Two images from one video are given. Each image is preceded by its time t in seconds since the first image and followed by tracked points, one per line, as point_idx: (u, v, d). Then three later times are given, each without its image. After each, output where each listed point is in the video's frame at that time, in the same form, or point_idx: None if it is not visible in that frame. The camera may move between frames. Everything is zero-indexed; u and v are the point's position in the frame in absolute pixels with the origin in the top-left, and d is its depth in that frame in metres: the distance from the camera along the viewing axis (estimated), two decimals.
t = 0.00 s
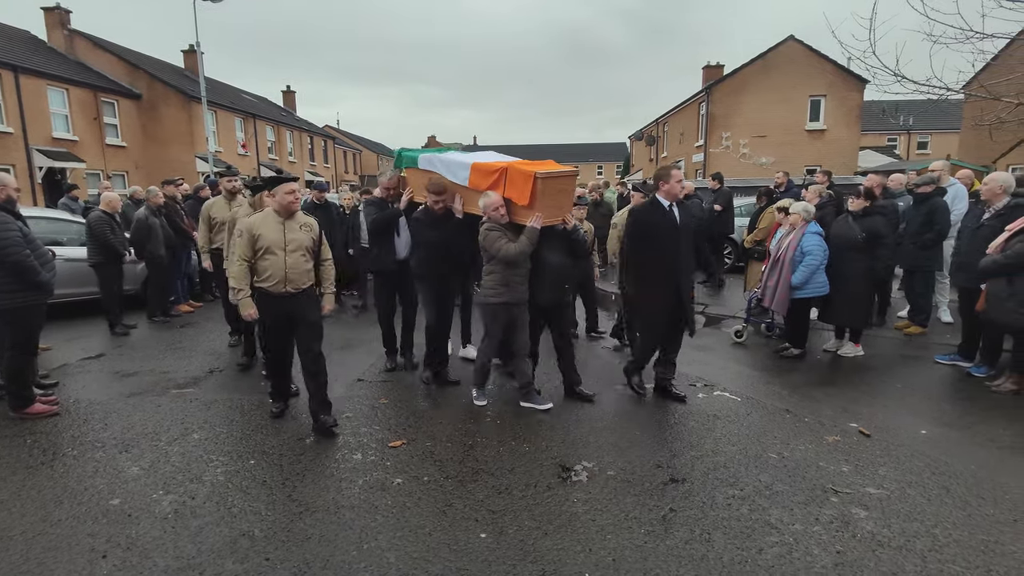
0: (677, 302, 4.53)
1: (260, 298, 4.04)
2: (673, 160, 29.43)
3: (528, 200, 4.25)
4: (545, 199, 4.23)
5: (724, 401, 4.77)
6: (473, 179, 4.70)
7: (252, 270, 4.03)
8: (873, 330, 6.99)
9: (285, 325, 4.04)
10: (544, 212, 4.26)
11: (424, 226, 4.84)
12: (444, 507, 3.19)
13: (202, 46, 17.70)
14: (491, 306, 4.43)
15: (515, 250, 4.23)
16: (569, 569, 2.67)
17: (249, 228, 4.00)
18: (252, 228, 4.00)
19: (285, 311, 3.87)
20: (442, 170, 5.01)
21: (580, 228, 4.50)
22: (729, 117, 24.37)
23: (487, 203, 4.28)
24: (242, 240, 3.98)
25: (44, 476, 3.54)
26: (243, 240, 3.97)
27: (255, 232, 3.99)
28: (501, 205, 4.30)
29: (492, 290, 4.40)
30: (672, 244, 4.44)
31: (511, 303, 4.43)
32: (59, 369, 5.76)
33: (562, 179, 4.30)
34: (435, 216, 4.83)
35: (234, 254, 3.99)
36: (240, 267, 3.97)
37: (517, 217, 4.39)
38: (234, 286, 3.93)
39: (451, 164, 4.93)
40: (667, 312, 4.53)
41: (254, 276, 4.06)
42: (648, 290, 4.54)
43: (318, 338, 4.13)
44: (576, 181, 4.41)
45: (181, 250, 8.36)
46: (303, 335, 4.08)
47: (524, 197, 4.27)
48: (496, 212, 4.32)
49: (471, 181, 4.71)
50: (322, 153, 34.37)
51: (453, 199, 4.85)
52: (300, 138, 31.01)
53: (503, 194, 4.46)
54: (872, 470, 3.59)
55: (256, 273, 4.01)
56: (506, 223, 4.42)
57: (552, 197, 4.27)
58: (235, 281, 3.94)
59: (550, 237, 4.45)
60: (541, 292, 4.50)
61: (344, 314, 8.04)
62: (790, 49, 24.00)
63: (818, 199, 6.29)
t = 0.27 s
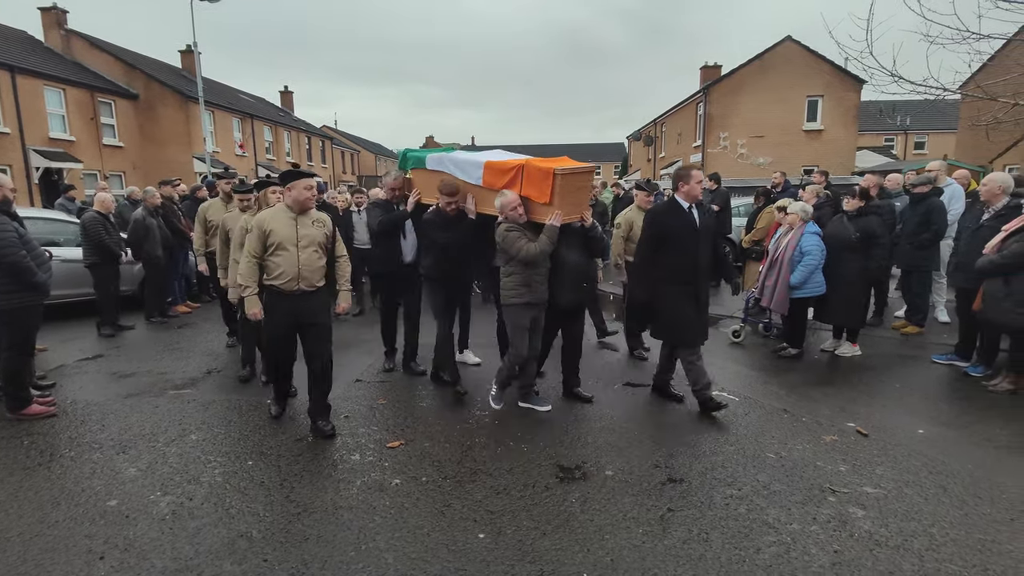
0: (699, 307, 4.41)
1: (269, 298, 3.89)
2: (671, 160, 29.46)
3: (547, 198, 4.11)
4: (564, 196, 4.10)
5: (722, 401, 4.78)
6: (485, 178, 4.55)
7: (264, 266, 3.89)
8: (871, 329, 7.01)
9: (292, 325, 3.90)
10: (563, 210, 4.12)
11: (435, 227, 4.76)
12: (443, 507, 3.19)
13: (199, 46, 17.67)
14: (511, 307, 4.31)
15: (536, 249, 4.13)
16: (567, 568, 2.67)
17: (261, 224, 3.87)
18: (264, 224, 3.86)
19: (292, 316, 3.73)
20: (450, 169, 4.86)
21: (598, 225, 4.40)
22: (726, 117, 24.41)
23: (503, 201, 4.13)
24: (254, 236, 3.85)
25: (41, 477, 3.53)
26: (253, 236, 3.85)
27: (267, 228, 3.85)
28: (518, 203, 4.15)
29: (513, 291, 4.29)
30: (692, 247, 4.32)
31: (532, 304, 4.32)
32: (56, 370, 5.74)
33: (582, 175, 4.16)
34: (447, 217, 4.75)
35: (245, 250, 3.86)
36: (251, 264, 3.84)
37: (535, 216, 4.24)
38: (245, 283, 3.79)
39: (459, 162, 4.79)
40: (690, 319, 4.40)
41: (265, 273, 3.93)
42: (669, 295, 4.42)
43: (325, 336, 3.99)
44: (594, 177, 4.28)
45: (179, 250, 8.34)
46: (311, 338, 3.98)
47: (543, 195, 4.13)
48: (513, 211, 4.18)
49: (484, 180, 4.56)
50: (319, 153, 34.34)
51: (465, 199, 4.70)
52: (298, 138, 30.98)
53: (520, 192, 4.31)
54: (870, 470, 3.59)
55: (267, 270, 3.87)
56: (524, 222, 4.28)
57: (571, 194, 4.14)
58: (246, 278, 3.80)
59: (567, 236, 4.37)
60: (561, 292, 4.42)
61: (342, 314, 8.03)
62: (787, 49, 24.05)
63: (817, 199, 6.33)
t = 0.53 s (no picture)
0: (721, 314, 4.30)
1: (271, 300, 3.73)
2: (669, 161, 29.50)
3: (564, 198, 4.01)
4: (581, 196, 3.99)
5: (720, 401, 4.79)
6: (498, 177, 4.46)
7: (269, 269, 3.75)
8: (868, 330, 7.03)
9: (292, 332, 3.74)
10: (580, 210, 4.02)
11: (446, 226, 4.62)
12: (440, 508, 3.19)
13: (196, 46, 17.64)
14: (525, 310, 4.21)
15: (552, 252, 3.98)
16: (564, 568, 2.67)
17: (265, 224, 3.72)
18: (269, 225, 3.71)
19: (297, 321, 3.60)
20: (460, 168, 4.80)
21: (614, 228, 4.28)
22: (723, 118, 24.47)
23: (518, 201, 4.03)
24: (258, 238, 3.70)
25: (38, 479, 3.52)
26: (259, 238, 3.70)
27: (272, 229, 3.71)
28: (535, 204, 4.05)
29: (528, 294, 4.18)
30: (715, 252, 4.21)
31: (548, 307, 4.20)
32: (52, 371, 5.73)
33: (599, 175, 4.07)
34: (460, 217, 4.61)
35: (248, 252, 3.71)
36: (256, 267, 3.69)
37: (551, 217, 4.14)
38: (249, 286, 3.66)
39: (471, 161, 4.71)
40: (712, 326, 4.27)
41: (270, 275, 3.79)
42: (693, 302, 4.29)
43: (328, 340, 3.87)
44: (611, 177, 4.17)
45: (176, 251, 8.32)
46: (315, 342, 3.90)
47: (560, 195, 4.03)
48: (529, 212, 4.07)
49: (497, 180, 4.47)
50: (317, 154, 34.32)
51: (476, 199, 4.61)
52: (295, 139, 30.96)
53: (535, 192, 4.22)
54: (867, 469, 3.60)
55: (272, 273, 3.74)
56: (539, 224, 4.17)
57: (589, 194, 4.03)
58: (250, 282, 3.66)
59: (582, 238, 4.20)
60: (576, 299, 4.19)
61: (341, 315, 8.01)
62: (784, 50, 24.13)
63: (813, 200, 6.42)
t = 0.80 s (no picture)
0: (739, 313, 4.24)
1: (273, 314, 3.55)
2: (666, 161, 29.55)
3: (582, 199, 3.96)
4: (600, 197, 3.94)
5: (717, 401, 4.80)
6: (512, 177, 4.40)
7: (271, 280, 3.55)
8: (864, 330, 7.05)
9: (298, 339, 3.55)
10: (597, 212, 3.97)
11: (457, 227, 4.52)
12: (438, 508, 3.19)
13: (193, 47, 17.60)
14: (541, 314, 4.14)
15: (570, 253, 3.93)
16: (562, 569, 2.68)
17: (264, 234, 3.50)
18: (269, 234, 3.49)
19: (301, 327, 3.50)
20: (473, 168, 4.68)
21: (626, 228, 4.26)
22: (720, 119, 24.53)
23: (535, 201, 3.98)
24: (258, 248, 3.48)
25: (34, 481, 3.51)
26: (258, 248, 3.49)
27: (273, 238, 3.49)
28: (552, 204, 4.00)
29: (545, 296, 4.11)
30: (731, 249, 4.21)
31: (563, 310, 4.13)
32: (49, 373, 5.71)
33: (617, 176, 4.03)
34: (470, 217, 4.54)
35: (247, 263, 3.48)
36: (256, 280, 3.47)
37: (568, 217, 4.08)
38: (252, 300, 3.44)
39: (484, 162, 4.62)
40: (730, 326, 4.23)
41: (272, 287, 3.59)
42: (710, 302, 4.27)
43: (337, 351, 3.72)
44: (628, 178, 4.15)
45: (172, 252, 8.30)
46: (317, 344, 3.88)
47: (578, 196, 3.97)
48: (546, 212, 4.02)
49: (512, 180, 4.41)
50: (314, 154, 34.28)
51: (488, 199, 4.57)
52: (292, 140, 30.92)
53: (551, 192, 4.17)
54: (863, 469, 3.61)
55: (275, 284, 3.53)
56: (556, 224, 4.12)
57: (607, 196, 3.98)
58: (251, 296, 3.45)
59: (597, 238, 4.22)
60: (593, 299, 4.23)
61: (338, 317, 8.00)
62: (780, 51, 24.20)
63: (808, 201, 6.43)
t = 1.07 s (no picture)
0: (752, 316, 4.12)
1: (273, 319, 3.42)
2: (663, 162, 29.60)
3: (605, 198, 3.92)
4: (624, 197, 3.92)
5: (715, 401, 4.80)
6: (529, 177, 4.30)
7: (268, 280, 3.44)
8: (860, 329, 7.07)
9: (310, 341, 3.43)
10: (620, 211, 3.94)
11: (473, 230, 4.35)
12: (435, 509, 3.19)
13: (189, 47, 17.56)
14: (559, 316, 4.06)
15: (592, 253, 3.90)
16: (559, 569, 2.68)
17: (259, 232, 3.37)
18: (264, 232, 3.37)
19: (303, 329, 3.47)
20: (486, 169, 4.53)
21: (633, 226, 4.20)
22: (717, 120, 24.58)
23: (556, 201, 3.93)
24: (253, 248, 3.35)
25: (30, 483, 3.49)
26: (253, 247, 3.35)
27: (269, 237, 3.37)
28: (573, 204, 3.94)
29: (563, 298, 4.04)
30: (741, 251, 4.08)
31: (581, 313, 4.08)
32: (45, 374, 5.69)
33: (638, 175, 4.00)
34: (484, 219, 4.36)
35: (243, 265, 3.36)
36: (253, 281, 3.35)
37: (590, 217, 4.05)
38: (250, 303, 3.29)
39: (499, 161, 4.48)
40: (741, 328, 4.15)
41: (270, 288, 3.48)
42: (715, 302, 4.25)
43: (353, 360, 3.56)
44: (647, 176, 4.12)
45: (169, 253, 8.28)
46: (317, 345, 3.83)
47: (602, 195, 3.93)
48: (568, 212, 3.96)
49: (528, 179, 4.29)
50: (311, 155, 34.24)
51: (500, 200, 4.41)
52: (289, 140, 30.89)
53: (572, 191, 4.11)
54: (860, 469, 3.62)
55: (274, 285, 3.43)
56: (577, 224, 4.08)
57: (630, 194, 3.98)
58: (251, 298, 3.29)
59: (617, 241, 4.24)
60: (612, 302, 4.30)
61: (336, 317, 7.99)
62: (777, 52, 24.26)
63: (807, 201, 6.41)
